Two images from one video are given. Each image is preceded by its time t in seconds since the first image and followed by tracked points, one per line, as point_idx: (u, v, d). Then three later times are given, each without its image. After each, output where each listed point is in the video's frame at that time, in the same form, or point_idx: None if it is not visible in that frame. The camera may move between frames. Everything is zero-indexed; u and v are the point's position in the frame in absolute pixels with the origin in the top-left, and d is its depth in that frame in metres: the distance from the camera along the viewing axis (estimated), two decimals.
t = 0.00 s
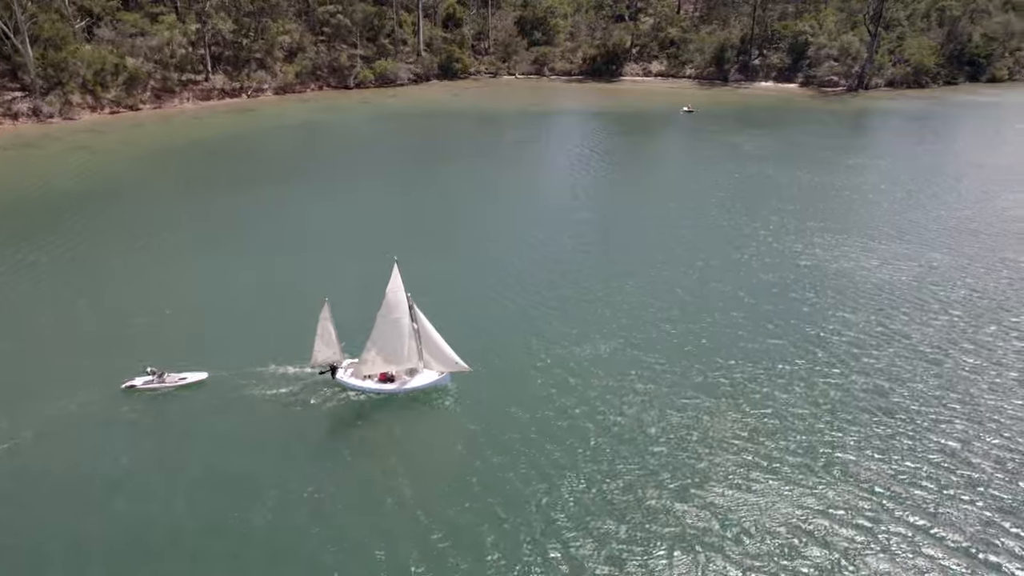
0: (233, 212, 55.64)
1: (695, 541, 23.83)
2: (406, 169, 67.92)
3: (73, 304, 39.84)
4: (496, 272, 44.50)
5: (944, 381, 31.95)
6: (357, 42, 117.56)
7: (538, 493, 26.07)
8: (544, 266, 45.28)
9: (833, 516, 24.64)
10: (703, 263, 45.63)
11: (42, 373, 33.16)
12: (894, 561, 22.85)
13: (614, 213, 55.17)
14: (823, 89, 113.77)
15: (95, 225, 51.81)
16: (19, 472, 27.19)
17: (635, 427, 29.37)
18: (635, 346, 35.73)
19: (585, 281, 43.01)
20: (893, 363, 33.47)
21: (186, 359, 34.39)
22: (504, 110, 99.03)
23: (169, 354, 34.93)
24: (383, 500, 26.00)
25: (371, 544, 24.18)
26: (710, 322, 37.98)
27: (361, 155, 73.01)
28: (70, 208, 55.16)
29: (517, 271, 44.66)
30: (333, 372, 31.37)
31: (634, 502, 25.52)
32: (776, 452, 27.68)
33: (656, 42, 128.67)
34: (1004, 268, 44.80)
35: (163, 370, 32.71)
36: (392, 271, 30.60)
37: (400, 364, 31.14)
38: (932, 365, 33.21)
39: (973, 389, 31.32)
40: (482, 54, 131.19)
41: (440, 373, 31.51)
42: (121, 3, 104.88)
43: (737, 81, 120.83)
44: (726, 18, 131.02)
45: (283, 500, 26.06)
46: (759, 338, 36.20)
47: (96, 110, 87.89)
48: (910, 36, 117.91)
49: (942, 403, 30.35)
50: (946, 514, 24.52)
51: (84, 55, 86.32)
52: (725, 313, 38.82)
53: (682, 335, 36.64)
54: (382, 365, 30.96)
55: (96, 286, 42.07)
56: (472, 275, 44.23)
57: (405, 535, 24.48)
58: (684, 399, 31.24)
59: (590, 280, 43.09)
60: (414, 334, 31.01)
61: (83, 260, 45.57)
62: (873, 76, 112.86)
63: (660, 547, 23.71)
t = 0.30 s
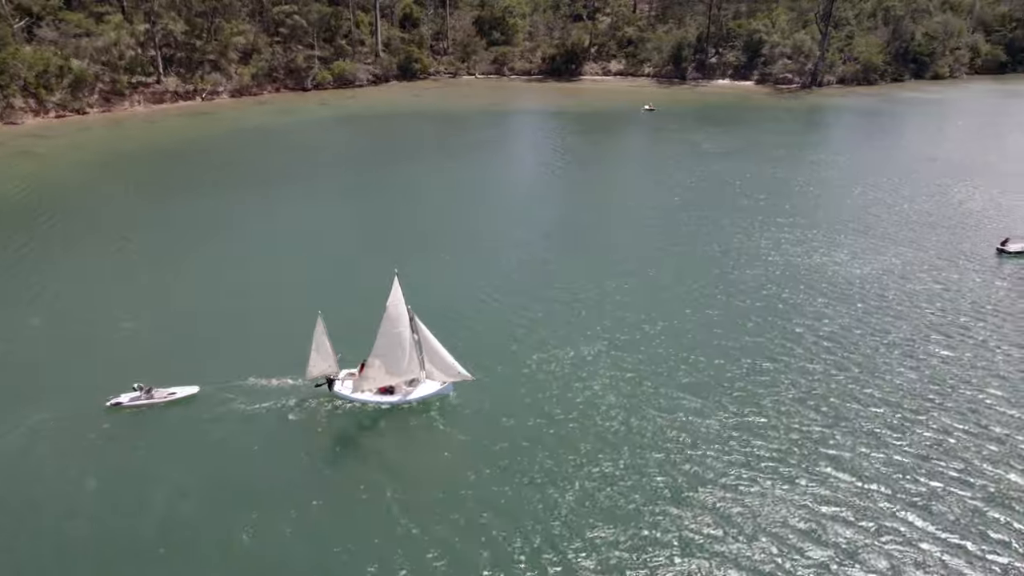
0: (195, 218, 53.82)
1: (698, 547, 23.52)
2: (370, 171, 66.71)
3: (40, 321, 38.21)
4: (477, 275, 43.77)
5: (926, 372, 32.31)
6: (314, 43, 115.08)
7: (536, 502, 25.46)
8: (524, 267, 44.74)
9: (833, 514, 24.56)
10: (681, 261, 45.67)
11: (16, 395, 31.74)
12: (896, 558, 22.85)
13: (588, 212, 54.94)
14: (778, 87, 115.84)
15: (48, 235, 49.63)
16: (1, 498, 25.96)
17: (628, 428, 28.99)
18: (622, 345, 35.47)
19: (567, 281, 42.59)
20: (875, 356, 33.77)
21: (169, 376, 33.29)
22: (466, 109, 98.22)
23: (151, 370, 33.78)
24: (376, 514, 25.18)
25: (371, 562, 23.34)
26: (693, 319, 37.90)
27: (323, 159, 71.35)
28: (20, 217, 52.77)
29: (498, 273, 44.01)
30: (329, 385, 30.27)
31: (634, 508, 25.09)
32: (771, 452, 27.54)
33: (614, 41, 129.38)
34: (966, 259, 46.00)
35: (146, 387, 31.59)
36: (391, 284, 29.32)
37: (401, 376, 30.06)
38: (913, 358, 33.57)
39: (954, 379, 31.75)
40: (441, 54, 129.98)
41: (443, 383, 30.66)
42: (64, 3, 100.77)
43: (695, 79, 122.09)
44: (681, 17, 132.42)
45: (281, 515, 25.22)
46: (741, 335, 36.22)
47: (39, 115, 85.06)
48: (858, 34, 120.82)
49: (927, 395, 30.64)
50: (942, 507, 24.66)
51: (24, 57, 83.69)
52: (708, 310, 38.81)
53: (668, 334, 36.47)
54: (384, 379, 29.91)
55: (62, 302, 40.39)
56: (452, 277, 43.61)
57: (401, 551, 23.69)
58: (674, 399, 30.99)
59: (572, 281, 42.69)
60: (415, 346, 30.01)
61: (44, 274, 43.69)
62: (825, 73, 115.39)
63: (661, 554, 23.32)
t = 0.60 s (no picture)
0: (170, 223, 52.07)
1: (720, 556, 22.98)
2: (347, 173, 65.41)
3: (23, 336, 36.55)
4: (472, 278, 43.01)
5: (925, 367, 32.32)
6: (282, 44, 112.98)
7: (552, 514, 24.74)
8: (519, 269, 44.04)
9: (852, 516, 24.26)
10: (673, 259, 45.39)
11: (7, 415, 30.29)
12: (918, 560, 22.58)
13: (576, 212, 54.48)
14: (747, 85, 116.79)
15: (16, 245, 47.66)
16: None
17: (638, 432, 28.44)
18: (626, 344, 34.97)
19: (563, 282, 42.04)
20: (874, 352, 33.69)
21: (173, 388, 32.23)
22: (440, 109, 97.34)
23: (146, 384, 32.49)
24: (390, 531, 24.34)
25: None
26: (692, 317, 37.54)
27: (298, 162, 69.48)
28: None
29: (493, 275, 43.31)
30: (345, 398, 29.57)
31: (653, 516, 24.50)
32: (786, 452, 27.17)
33: (585, 41, 129.57)
34: (949, 254, 46.44)
35: (160, 400, 30.56)
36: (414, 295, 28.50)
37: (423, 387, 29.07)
38: (911, 352, 33.58)
39: (954, 374, 31.82)
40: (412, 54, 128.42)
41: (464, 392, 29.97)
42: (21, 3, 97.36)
43: (666, 78, 122.63)
44: (650, 17, 133.05)
45: (303, 532, 24.37)
46: (740, 331, 35.85)
47: None
48: (823, 33, 122.68)
49: (929, 390, 30.60)
50: (958, 505, 24.52)
51: None
52: (706, 308, 38.49)
53: (671, 332, 36.03)
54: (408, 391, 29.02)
55: (44, 314, 38.68)
56: (448, 280, 42.78)
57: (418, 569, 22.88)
58: (681, 399, 30.49)
59: (568, 281, 42.08)
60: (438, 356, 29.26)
61: (19, 287, 41.82)
62: (793, 71, 116.66)
63: (683, 563, 22.78)
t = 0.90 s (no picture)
0: (143, 231, 50.16)
1: (749, 564, 22.54)
2: (324, 176, 63.94)
3: (8, 354, 34.95)
4: (470, 281, 42.10)
5: (929, 364, 32.29)
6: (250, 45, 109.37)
7: (576, 527, 24.09)
8: (517, 272, 43.24)
9: (877, 520, 23.93)
10: (669, 260, 45.07)
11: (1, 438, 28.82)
12: (947, 562, 22.30)
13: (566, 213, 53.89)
14: (718, 84, 117.56)
15: None
16: None
17: (654, 439, 27.83)
18: (634, 348, 34.45)
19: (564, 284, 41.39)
20: (877, 350, 33.57)
21: (182, 404, 31.02)
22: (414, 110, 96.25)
23: (141, 404, 31.07)
24: (412, 550, 23.42)
25: None
26: (695, 318, 37.17)
27: (273, 165, 67.72)
28: None
29: (492, 278, 42.43)
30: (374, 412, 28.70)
31: (677, 527, 23.88)
32: (804, 455, 26.82)
33: (556, 41, 129.16)
34: (935, 249, 46.92)
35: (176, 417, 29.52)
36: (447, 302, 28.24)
37: (456, 398, 28.41)
38: (912, 350, 33.56)
39: (958, 370, 31.84)
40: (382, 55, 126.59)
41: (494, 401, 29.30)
42: None
43: (637, 78, 122.91)
44: (619, 17, 133.29)
45: (319, 556, 23.34)
46: (742, 332, 35.50)
47: None
48: (790, 32, 124.12)
49: (936, 388, 30.53)
50: (979, 504, 24.36)
51: None
52: (707, 309, 38.15)
53: (677, 334, 35.63)
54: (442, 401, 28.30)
55: (29, 330, 36.90)
56: (448, 284, 41.85)
57: None
58: (692, 403, 29.98)
59: (569, 284, 41.43)
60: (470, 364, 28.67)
61: None
62: (761, 70, 117.94)
63: None
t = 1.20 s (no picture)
0: (106, 240, 47.46)
1: (784, 569, 21.96)
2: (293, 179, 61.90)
3: None
4: (464, 284, 40.86)
5: (930, 357, 32.34)
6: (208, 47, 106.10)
7: (604, 540, 23.17)
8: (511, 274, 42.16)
9: (904, 517, 23.58)
10: (661, 258, 44.59)
11: None
12: (979, 558, 22.05)
13: (551, 213, 53.02)
14: (680, 83, 118.31)
15: None
16: None
17: (671, 444, 27.14)
18: (640, 350, 33.70)
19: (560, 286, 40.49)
20: (878, 345, 33.49)
21: (181, 421, 29.26)
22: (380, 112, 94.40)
23: (128, 424, 29.05)
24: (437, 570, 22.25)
25: None
26: (695, 316, 36.66)
27: (240, 169, 65.31)
28: None
29: (487, 281, 41.26)
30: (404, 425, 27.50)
31: (705, 535, 23.18)
32: (823, 455, 26.39)
33: (520, 40, 128.33)
34: (914, 242, 47.52)
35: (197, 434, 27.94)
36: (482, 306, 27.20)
37: (492, 406, 27.22)
38: (911, 343, 33.60)
39: (960, 362, 31.96)
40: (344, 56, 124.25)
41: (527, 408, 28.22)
42: None
43: (600, 77, 122.98)
44: (580, 16, 133.17)
45: None
46: (743, 330, 35.10)
47: None
48: (748, 31, 125.61)
49: (941, 381, 30.54)
50: (1001, 497, 24.28)
51: None
52: (705, 307, 37.63)
53: (680, 333, 35.04)
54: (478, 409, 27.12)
55: None
56: (442, 287, 40.52)
57: None
58: (705, 405, 29.40)
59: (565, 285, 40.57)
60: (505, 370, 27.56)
61: None
62: (722, 69, 119.11)
63: None
